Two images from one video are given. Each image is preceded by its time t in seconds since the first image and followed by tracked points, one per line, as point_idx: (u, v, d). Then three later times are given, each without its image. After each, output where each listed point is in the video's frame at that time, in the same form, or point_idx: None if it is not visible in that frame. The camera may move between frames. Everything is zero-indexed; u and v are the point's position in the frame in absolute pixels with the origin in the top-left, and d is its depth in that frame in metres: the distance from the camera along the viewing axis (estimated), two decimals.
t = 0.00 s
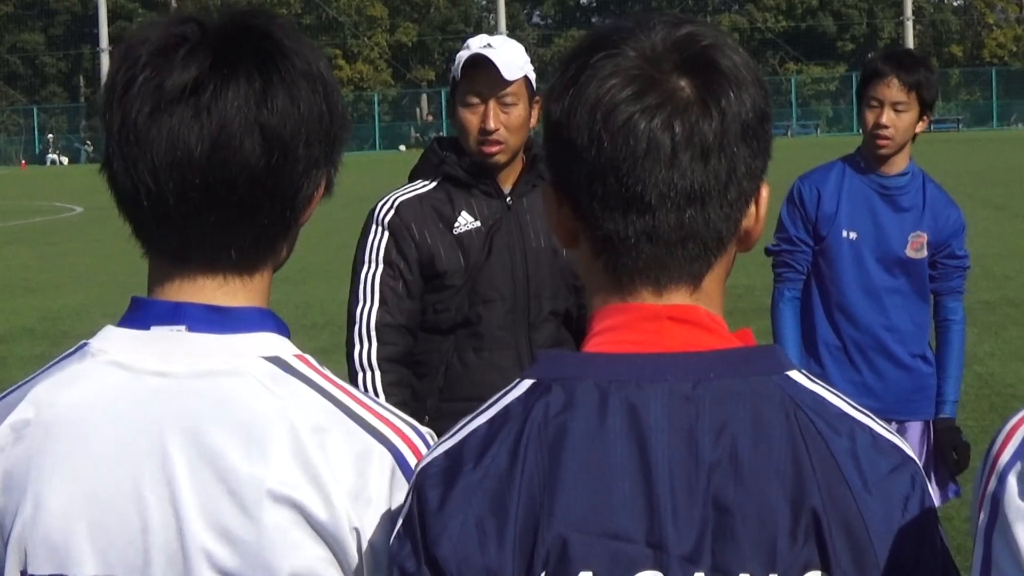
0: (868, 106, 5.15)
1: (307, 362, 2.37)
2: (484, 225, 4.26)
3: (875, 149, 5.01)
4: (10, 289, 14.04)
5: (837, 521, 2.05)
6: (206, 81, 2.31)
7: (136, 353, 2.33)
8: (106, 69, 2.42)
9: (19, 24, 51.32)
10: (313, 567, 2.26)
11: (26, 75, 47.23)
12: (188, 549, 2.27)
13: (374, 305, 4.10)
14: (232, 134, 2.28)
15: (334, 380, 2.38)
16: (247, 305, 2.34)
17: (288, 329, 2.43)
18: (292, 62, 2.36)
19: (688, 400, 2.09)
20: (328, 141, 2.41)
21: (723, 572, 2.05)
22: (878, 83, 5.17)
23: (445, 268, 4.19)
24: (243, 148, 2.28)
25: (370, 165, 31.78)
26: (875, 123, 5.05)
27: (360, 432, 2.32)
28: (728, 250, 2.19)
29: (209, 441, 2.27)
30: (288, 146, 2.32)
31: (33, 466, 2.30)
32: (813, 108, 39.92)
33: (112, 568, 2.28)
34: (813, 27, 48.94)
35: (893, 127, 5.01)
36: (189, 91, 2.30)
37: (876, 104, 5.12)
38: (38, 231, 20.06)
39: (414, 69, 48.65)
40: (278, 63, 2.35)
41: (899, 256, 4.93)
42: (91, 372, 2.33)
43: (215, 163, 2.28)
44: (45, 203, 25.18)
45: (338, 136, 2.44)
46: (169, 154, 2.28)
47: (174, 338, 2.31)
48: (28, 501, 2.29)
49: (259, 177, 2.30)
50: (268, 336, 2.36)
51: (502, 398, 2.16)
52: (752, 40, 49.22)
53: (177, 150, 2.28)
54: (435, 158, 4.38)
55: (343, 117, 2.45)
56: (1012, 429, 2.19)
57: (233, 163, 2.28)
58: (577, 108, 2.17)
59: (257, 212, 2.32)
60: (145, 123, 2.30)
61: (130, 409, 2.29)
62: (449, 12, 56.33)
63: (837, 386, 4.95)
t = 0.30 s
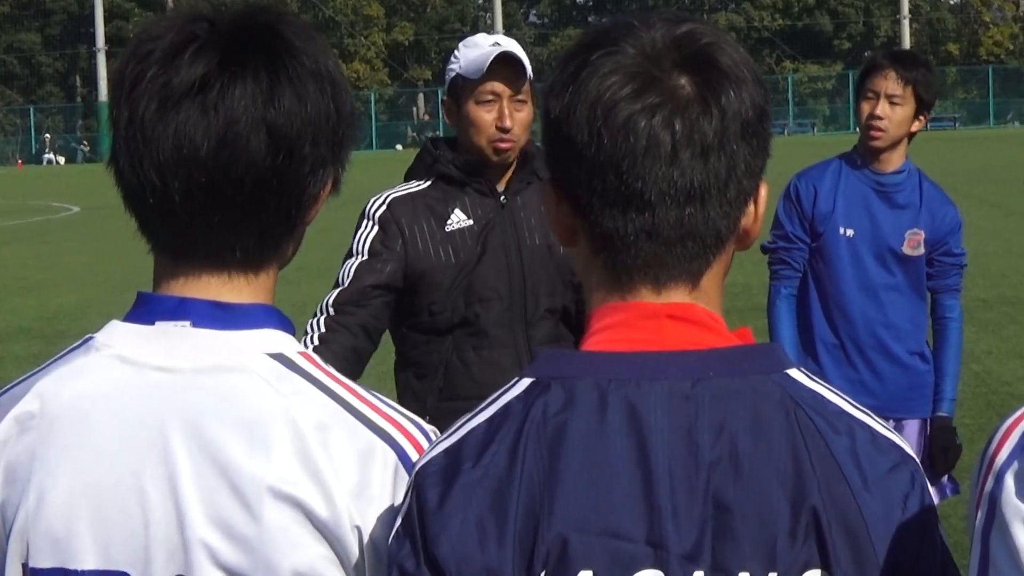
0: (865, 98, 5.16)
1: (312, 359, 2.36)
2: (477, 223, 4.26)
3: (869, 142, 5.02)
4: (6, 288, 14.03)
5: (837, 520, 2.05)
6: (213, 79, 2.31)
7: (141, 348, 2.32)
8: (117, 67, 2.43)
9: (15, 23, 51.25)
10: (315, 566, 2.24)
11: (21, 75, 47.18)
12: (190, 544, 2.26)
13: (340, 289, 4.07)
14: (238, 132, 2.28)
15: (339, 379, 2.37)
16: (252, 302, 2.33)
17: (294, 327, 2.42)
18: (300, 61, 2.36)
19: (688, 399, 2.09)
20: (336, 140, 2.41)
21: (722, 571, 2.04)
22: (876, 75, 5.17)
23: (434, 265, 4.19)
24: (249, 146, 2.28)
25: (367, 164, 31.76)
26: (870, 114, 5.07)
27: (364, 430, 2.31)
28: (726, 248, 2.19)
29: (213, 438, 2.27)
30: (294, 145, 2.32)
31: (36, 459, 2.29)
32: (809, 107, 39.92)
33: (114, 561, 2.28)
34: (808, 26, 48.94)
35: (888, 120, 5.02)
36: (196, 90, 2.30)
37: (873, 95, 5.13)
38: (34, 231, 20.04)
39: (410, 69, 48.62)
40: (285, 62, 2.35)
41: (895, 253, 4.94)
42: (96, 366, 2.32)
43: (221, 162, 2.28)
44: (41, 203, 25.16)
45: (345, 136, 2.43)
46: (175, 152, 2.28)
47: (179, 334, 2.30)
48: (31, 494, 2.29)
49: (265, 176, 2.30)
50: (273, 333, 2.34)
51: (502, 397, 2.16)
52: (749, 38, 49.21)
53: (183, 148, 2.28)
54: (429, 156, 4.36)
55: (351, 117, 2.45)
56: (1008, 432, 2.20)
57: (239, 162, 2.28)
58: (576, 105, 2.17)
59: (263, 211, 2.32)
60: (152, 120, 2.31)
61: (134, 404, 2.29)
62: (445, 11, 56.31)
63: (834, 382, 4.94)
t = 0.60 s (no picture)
0: (863, 99, 5.15)
1: (313, 355, 2.36)
2: (475, 221, 4.25)
3: (868, 144, 5.02)
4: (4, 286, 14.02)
5: (830, 520, 2.05)
6: (211, 76, 2.30)
7: (141, 345, 2.32)
8: (114, 67, 2.42)
9: (13, 20, 51.22)
10: (319, 561, 2.24)
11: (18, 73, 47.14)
12: (195, 542, 2.25)
13: (372, 296, 4.09)
14: (237, 129, 2.27)
15: (340, 374, 2.37)
16: (252, 299, 2.33)
17: (293, 323, 2.42)
18: (296, 57, 2.35)
19: (682, 398, 2.09)
20: (333, 136, 2.40)
21: (716, 571, 2.04)
22: (874, 77, 5.17)
23: (435, 264, 4.19)
24: (248, 143, 2.27)
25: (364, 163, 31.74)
26: (868, 116, 5.07)
27: (367, 424, 2.31)
28: (721, 248, 2.18)
29: (216, 434, 2.26)
30: (293, 141, 2.31)
31: (39, 457, 2.29)
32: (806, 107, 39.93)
33: (118, 559, 2.27)
34: (806, 26, 48.95)
35: (886, 122, 5.02)
36: (194, 87, 2.29)
37: (871, 97, 5.12)
38: (30, 229, 20.01)
39: (408, 68, 48.61)
40: (282, 59, 2.34)
41: (893, 252, 4.94)
42: (98, 363, 2.32)
43: (221, 159, 2.26)
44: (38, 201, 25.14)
45: (342, 132, 2.42)
46: (174, 150, 2.27)
47: (179, 331, 2.30)
48: (34, 492, 2.28)
49: (264, 173, 2.29)
50: (274, 329, 2.34)
51: (495, 397, 2.16)
52: (746, 38, 49.21)
53: (183, 146, 2.27)
54: (425, 154, 4.33)
55: (348, 113, 2.44)
56: (1005, 430, 2.19)
57: (238, 159, 2.27)
58: (569, 106, 2.17)
59: (262, 208, 2.31)
60: (150, 119, 2.30)
61: (134, 402, 2.28)
62: (443, 10, 56.29)
63: (831, 381, 4.94)
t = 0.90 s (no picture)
0: (863, 99, 5.17)
1: (311, 354, 2.36)
2: (469, 223, 4.20)
3: (867, 144, 5.03)
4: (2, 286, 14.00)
5: (827, 520, 2.05)
6: (213, 76, 2.30)
7: (141, 343, 2.31)
8: (115, 65, 2.42)
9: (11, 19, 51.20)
10: (319, 560, 2.24)
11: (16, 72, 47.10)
12: (196, 541, 2.26)
13: (385, 310, 3.97)
14: (240, 129, 2.27)
15: (338, 373, 2.37)
16: (252, 298, 2.33)
17: (292, 322, 2.42)
18: (298, 58, 2.35)
19: (678, 398, 2.09)
20: (333, 136, 2.40)
21: (713, 571, 2.04)
22: (873, 78, 5.20)
23: (434, 269, 4.12)
24: (250, 143, 2.27)
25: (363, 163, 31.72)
26: (867, 117, 5.08)
27: (367, 424, 2.30)
28: (718, 248, 2.18)
29: (218, 433, 2.26)
30: (295, 141, 2.31)
31: (40, 455, 2.29)
32: (804, 107, 39.94)
33: (119, 557, 2.28)
34: (804, 25, 48.98)
35: (885, 123, 5.03)
36: (197, 87, 2.29)
37: (870, 98, 5.15)
38: (28, 228, 19.99)
39: (406, 67, 48.59)
40: (284, 59, 2.34)
41: (892, 252, 4.93)
42: (97, 362, 2.32)
43: (223, 159, 2.26)
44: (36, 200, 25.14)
45: (343, 132, 2.43)
46: (177, 149, 2.27)
47: (179, 330, 2.30)
48: (34, 491, 2.29)
49: (266, 172, 2.29)
50: (273, 329, 2.34)
51: (493, 397, 2.16)
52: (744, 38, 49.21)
53: (185, 146, 2.26)
54: (414, 160, 4.28)
55: (349, 113, 2.44)
56: (1004, 427, 2.19)
57: (241, 158, 2.27)
58: (567, 105, 2.17)
59: (263, 208, 2.31)
60: (152, 118, 2.29)
61: (135, 400, 2.28)
62: (441, 10, 56.29)
63: (831, 381, 4.95)
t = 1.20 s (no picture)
0: (862, 101, 5.18)
1: (309, 353, 2.36)
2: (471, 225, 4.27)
3: (865, 144, 5.03)
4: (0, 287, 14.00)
5: (828, 519, 2.05)
6: (210, 77, 2.30)
7: (140, 343, 2.31)
8: (112, 66, 2.42)
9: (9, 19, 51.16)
10: (317, 559, 2.24)
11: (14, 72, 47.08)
12: (195, 541, 2.26)
13: (368, 315, 3.99)
14: (237, 130, 2.27)
15: (336, 373, 2.37)
16: (249, 298, 2.33)
17: (289, 322, 2.42)
18: (295, 59, 2.36)
19: (680, 397, 2.09)
20: (330, 137, 2.40)
21: (714, 569, 2.04)
22: (872, 78, 5.20)
23: (438, 271, 4.17)
24: (248, 144, 2.27)
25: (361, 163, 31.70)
26: (866, 118, 5.08)
27: (364, 424, 2.29)
28: (719, 248, 2.19)
29: (218, 432, 2.26)
30: (292, 142, 2.31)
31: (38, 455, 2.29)
32: (802, 107, 39.95)
33: (117, 556, 2.28)
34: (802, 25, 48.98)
35: (883, 123, 5.02)
36: (194, 87, 2.29)
37: (869, 99, 5.15)
38: (27, 228, 19.97)
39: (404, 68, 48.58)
40: (281, 60, 2.34)
41: (891, 253, 4.94)
42: (96, 362, 2.32)
43: (221, 159, 2.27)
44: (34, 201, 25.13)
45: (340, 133, 2.43)
46: (174, 150, 2.27)
47: (177, 330, 2.30)
48: (32, 490, 2.28)
49: (263, 173, 2.29)
50: (271, 328, 2.34)
51: (494, 395, 2.16)
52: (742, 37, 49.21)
53: (182, 147, 2.27)
54: (414, 160, 4.31)
55: (345, 114, 2.45)
56: (1001, 427, 2.19)
57: (238, 159, 2.27)
58: (563, 106, 2.17)
59: (260, 208, 2.31)
60: (150, 119, 2.30)
61: (133, 400, 2.28)
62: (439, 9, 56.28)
63: (830, 381, 4.95)
